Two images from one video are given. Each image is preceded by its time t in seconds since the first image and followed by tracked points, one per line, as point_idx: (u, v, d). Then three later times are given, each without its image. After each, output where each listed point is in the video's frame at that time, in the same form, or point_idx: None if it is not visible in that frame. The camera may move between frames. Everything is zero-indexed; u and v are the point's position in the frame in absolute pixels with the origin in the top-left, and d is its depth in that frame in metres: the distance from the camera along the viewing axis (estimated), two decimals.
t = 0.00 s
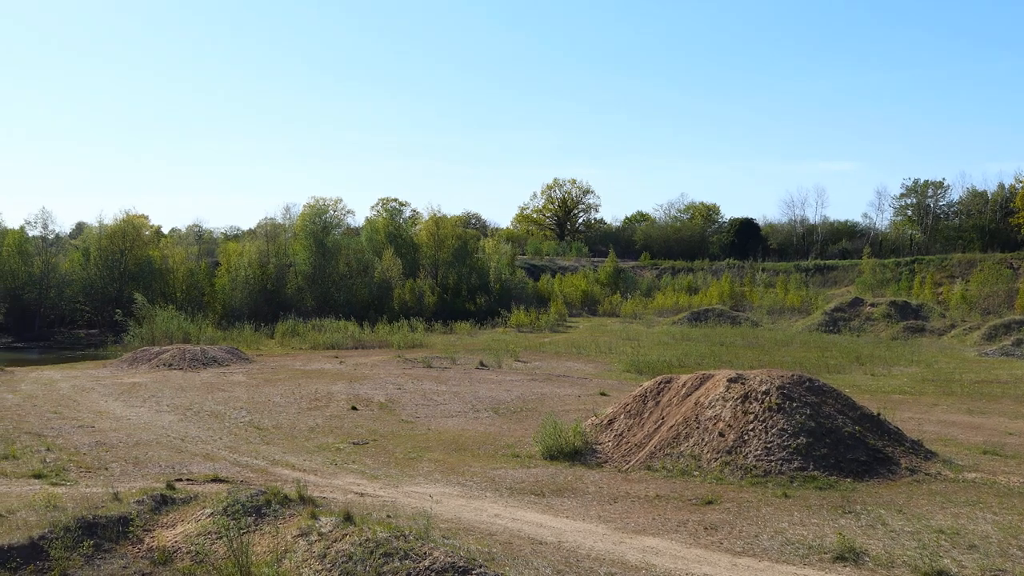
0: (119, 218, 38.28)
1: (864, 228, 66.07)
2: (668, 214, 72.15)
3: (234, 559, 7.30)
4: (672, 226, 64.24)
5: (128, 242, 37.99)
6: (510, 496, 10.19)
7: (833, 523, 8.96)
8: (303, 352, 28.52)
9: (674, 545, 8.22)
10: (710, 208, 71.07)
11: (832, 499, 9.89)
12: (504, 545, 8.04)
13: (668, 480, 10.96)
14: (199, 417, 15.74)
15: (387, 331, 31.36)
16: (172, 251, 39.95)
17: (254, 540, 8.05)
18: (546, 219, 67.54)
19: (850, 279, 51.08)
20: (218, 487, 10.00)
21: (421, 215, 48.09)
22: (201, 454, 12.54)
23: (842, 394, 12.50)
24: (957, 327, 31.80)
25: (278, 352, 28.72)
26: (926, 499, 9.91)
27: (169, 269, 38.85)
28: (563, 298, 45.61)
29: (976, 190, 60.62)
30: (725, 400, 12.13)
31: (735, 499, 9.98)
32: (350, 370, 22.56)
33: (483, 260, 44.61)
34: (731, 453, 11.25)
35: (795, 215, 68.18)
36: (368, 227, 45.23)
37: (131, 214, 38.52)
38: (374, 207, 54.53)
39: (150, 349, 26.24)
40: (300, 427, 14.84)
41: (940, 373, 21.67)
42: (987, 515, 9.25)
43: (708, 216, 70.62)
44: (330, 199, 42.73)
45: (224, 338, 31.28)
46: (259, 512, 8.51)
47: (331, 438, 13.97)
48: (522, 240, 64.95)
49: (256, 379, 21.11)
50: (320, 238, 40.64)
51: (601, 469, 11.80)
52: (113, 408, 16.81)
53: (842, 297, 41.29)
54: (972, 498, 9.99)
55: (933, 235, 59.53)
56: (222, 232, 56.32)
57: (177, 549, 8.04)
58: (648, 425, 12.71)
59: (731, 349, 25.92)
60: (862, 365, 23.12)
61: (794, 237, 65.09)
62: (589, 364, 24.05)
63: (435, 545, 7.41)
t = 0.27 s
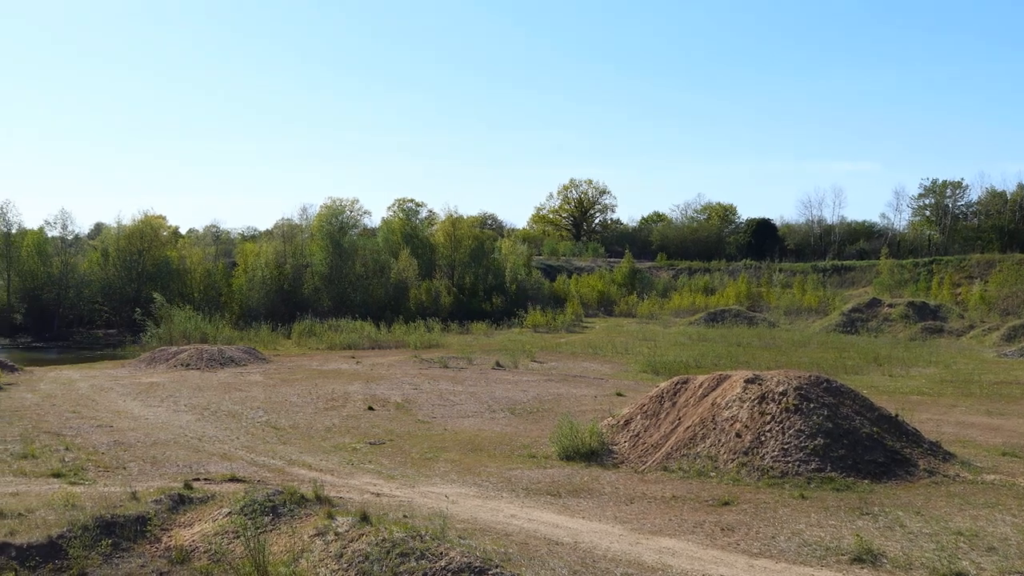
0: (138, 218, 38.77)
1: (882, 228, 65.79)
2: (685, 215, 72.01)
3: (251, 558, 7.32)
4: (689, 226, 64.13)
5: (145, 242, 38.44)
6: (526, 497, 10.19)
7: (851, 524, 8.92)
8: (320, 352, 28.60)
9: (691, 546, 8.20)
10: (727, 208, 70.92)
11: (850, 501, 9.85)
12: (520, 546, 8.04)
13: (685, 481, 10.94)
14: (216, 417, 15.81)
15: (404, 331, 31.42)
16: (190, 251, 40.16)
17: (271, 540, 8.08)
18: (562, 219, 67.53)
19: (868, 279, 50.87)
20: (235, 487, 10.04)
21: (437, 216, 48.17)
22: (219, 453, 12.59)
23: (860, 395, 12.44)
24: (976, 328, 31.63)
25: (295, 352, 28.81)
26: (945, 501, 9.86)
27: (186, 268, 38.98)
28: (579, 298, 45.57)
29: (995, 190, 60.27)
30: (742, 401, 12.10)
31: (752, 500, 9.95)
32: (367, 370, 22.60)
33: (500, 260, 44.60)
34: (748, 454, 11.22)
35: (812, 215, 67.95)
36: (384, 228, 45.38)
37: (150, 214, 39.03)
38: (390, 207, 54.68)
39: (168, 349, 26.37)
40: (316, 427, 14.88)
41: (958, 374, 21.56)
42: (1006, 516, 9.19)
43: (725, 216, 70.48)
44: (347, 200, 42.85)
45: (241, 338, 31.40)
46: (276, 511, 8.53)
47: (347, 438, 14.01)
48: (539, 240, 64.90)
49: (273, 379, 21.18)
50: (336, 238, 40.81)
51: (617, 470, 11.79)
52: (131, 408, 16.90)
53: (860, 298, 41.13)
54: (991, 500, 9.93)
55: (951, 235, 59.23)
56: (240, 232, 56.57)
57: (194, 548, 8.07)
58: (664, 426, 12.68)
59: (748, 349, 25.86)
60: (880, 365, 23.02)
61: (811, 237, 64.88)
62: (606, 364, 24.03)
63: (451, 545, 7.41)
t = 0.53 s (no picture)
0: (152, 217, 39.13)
1: (897, 228, 65.52)
2: (699, 214, 71.85)
3: (265, 557, 7.34)
4: (703, 226, 63.99)
5: (160, 243, 38.78)
6: (540, 496, 10.18)
7: (866, 525, 8.88)
8: (334, 351, 28.65)
9: (705, 546, 8.18)
10: (741, 208, 70.72)
11: (865, 501, 9.81)
12: (534, 545, 8.04)
13: (699, 481, 10.92)
14: (230, 416, 15.86)
15: (418, 331, 31.44)
16: (204, 251, 40.34)
17: (286, 538, 8.09)
18: (576, 219, 67.48)
19: (883, 279, 50.69)
20: (250, 486, 10.07)
21: (451, 215, 48.18)
22: (233, 452, 12.63)
23: (874, 395, 12.40)
24: (992, 328, 31.46)
25: (309, 351, 28.86)
26: (960, 502, 9.82)
27: (201, 268, 39.14)
28: (593, 297, 45.51)
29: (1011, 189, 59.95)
30: (756, 401, 12.06)
31: (766, 500, 9.92)
32: (381, 370, 22.63)
33: (514, 259, 44.59)
34: (763, 454, 11.19)
35: (827, 215, 67.70)
36: (398, 227, 45.45)
37: (165, 215, 39.36)
38: (404, 207, 54.77)
39: (182, 349, 26.46)
40: (330, 426, 14.92)
41: (974, 374, 21.45)
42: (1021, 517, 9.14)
43: (739, 215, 70.31)
44: (360, 199, 42.93)
45: (256, 337, 31.50)
46: (290, 511, 8.55)
47: (362, 437, 14.04)
48: (552, 240, 64.73)
49: (287, 379, 21.23)
50: (350, 238, 40.89)
51: (630, 470, 11.78)
52: (146, 407, 16.97)
53: (875, 298, 40.96)
54: (1007, 501, 9.88)
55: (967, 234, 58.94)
56: (254, 232, 56.70)
57: (208, 547, 8.10)
58: (678, 425, 12.66)
59: (763, 349, 25.79)
60: (895, 366, 22.92)
61: (826, 237, 64.65)
62: (620, 364, 24.01)
63: (464, 545, 7.42)
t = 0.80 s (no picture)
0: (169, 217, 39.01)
1: (915, 227, 65.18)
2: (716, 214, 71.65)
3: (282, 556, 7.37)
4: (720, 225, 63.83)
5: (177, 243, 38.72)
6: (556, 496, 10.17)
7: (884, 526, 8.85)
8: (351, 351, 28.71)
9: (722, 546, 8.17)
10: (758, 208, 70.48)
11: (883, 502, 9.77)
12: (550, 545, 8.04)
13: (715, 481, 10.89)
14: (248, 415, 15.92)
15: (434, 331, 31.46)
16: (222, 251, 40.48)
17: (302, 537, 8.11)
18: (592, 218, 67.40)
19: (901, 279, 50.44)
20: (267, 485, 10.09)
21: (467, 215, 48.19)
22: (250, 451, 12.67)
23: (892, 395, 12.35)
24: (1012, 329, 31.25)
25: (326, 351, 28.92)
26: (979, 503, 9.76)
27: (219, 267, 39.41)
28: (610, 297, 45.38)
29: None
30: (774, 402, 12.02)
31: (783, 500, 9.89)
32: (397, 369, 22.67)
33: (531, 259, 44.54)
34: (780, 454, 11.15)
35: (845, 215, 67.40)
36: (414, 226, 45.52)
37: (182, 215, 39.23)
38: (421, 207, 54.81)
39: (200, 348, 26.56)
40: (347, 426, 14.95)
41: (994, 375, 21.31)
42: None
43: (756, 215, 70.08)
44: (377, 199, 43.00)
45: (273, 337, 31.58)
46: (307, 510, 8.57)
47: (378, 436, 14.06)
48: (568, 239, 65.11)
49: (304, 378, 21.29)
50: (366, 238, 40.95)
51: (647, 470, 11.76)
52: (164, 406, 17.04)
53: (893, 298, 40.75)
54: None
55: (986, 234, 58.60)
56: (271, 232, 56.85)
57: (226, 545, 8.13)
58: (695, 425, 12.62)
59: (780, 349, 25.71)
60: (913, 366, 22.80)
61: (844, 237, 64.38)
62: (636, 364, 23.97)
63: (481, 544, 7.42)
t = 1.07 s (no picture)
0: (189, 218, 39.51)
1: (934, 227, 64.85)
2: (734, 214, 71.45)
3: (299, 555, 7.39)
4: (737, 226, 63.67)
5: (196, 243, 39.16)
6: (573, 497, 10.17)
7: (902, 528, 8.80)
8: (368, 350, 28.76)
9: (739, 547, 8.15)
10: (776, 208, 70.25)
11: (901, 503, 9.73)
12: (567, 545, 8.04)
13: (733, 482, 10.86)
14: (265, 415, 15.97)
15: (451, 331, 31.48)
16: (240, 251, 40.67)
17: (319, 537, 8.13)
18: (609, 219, 67.32)
19: (919, 279, 50.19)
20: (284, 485, 10.13)
21: (484, 215, 48.23)
22: (268, 451, 12.71)
23: (910, 396, 12.28)
24: None
25: (343, 351, 28.98)
26: (999, 505, 9.70)
27: (235, 267, 39.42)
28: (626, 297, 45.24)
29: None
30: (791, 402, 11.98)
31: (800, 501, 9.86)
32: (414, 369, 22.70)
33: (548, 259, 44.52)
34: (797, 455, 11.11)
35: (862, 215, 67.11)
36: (431, 226, 45.65)
37: (201, 216, 39.69)
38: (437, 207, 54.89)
39: (217, 348, 26.65)
40: (364, 425, 14.98)
41: (1013, 376, 21.17)
42: None
43: (774, 215, 69.86)
44: (394, 199, 43.08)
45: (290, 337, 31.68)
46: (324, 509, 8.58)
47: (395, 436, 14.08)
48: (585, 240, 65.14)
49: (321, 378, 21.35)
50: (383, 238, 41.02)
51: (664, 470, 11.74)
52: (181, 406, 17.11)
53: (912, 298, 40.54)
54: None
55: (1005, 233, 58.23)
56: (288, 232, 57.04)
57: (243, 545, 8.16)
58: (712, 426, 12.59)
59: (797, 350, 25.61)
60: (932, 367, 22.68)
61: (862, 237, 64.10)
62: (653, 364, 23.93)
63: (497, 545, 7.42)
